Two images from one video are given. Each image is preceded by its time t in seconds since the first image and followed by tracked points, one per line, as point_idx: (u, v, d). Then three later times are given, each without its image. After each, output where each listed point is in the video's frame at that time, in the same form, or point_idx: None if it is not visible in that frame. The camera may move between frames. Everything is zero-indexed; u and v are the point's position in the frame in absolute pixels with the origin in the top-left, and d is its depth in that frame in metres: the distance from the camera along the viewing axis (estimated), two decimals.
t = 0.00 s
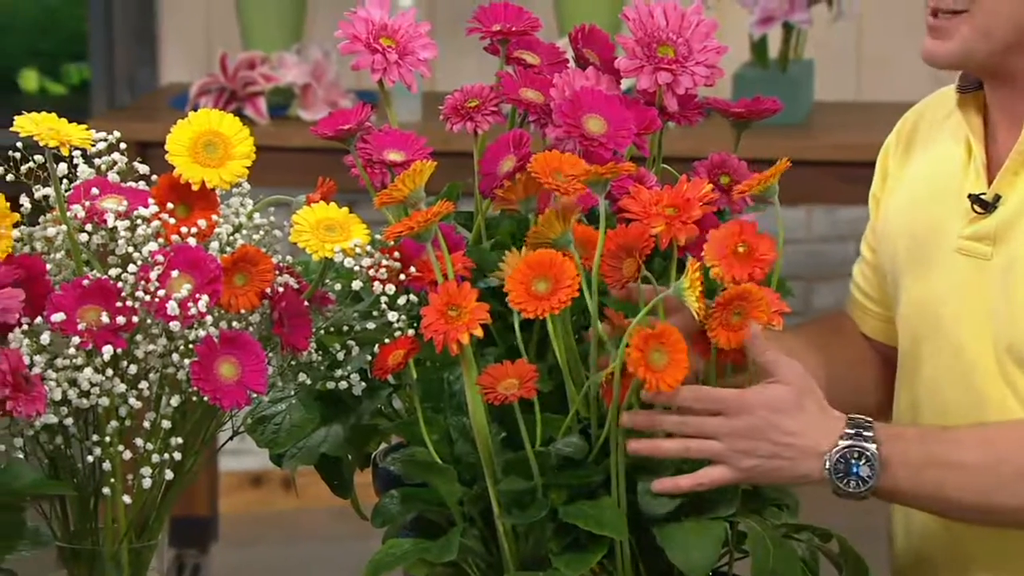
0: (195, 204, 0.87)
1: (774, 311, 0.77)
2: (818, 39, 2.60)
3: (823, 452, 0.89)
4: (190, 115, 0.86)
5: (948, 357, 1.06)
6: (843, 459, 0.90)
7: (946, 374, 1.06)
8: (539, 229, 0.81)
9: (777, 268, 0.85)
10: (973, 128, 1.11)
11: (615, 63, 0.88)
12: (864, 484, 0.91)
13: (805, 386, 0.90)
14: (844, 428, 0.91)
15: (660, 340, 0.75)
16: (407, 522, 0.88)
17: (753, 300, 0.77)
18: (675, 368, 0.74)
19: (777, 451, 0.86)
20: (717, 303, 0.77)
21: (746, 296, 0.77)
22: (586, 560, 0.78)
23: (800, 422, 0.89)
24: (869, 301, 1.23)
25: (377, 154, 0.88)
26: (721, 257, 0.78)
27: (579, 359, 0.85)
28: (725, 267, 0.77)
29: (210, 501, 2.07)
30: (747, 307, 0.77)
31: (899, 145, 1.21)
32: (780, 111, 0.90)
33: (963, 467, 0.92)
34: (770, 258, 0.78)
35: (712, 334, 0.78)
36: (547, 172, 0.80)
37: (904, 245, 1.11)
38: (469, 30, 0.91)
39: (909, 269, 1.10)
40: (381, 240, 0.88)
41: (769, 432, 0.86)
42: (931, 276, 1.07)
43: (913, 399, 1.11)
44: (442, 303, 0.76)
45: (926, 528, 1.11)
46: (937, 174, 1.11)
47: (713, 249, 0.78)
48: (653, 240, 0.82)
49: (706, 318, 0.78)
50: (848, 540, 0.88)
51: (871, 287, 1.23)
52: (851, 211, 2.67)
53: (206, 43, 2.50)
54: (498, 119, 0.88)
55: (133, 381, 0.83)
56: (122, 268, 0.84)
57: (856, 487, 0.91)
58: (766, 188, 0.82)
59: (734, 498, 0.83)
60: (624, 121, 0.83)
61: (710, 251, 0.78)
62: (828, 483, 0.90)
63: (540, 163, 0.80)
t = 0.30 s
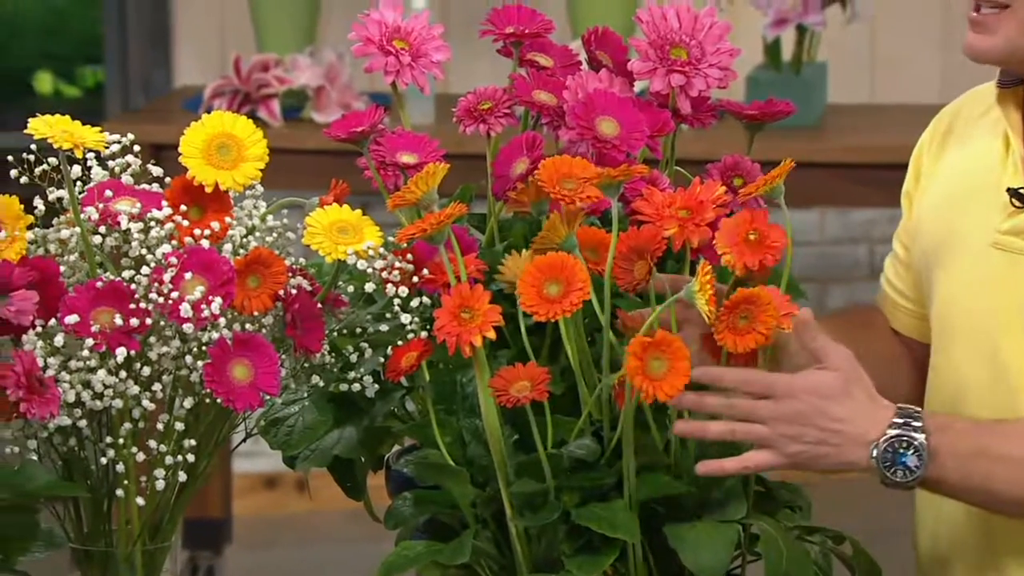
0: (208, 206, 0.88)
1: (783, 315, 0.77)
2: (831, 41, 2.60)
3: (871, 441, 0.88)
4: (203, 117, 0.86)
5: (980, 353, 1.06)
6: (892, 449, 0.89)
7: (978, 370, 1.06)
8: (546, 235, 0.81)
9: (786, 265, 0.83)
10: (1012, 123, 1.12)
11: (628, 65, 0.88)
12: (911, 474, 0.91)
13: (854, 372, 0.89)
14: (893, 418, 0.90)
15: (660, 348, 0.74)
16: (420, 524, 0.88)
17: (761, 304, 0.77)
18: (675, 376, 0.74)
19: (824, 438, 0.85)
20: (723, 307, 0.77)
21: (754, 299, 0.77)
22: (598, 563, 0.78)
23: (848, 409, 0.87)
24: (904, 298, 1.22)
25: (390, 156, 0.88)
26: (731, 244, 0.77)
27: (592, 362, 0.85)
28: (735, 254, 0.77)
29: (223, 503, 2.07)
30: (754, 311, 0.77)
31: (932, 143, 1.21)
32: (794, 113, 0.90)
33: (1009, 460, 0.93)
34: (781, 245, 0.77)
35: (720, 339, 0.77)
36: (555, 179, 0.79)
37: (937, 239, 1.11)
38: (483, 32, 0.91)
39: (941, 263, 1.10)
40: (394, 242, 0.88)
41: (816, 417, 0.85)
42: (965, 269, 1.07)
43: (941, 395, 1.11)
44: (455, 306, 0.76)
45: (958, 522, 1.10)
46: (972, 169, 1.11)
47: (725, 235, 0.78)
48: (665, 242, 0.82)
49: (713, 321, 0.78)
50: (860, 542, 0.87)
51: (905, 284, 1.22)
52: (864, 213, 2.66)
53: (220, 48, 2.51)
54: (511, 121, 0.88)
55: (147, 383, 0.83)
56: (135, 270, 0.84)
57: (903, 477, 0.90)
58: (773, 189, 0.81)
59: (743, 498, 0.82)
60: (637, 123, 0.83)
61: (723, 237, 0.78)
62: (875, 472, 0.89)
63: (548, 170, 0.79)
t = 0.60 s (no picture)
0: (221, 208, 0.87)
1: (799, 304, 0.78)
2: (844, 43, 2.60)
3: (922, 416, 0.88)
4: (216, 120, 0.86)
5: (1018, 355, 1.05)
6: (939, 427, 0.89)
7: (1015, 372, 1.05)
8: (558, 238, 0.81)
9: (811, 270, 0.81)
10: None
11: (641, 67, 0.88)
12: (954, 451, 0.91)
13: (909, 343, 0.87)
14: (943, 394, 0.89)
15: (676, 357, 0.74)
16: (432, 527, 0.88)
17: (778, 297, 0.78)
18: (690, 385, 0.74)
19: (870, 403, 0.85)
20: (743, 298, 0.78)
21: (774, 288, 0.77)
22: (611, 564, 0.78)
23: (900, 378, 0.86)
24: (942, 297, 1.21)
25: (403, 158, 0.88)
26: (756, 248, 0.76)
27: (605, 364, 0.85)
28: (761, 258, 0.76)
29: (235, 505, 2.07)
30: (775, 298, 0.78)
31: (977, 142, 1.20)
32: (806, 115, 0.90)
33: None
34: (808, 249, 0.76)
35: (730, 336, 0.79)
36: (572, 180, 0.79)
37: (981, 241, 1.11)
38: (495, 35, 0.91)
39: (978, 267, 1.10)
40: (406, 244, 0.88)
41: (864, 381, 0.84)
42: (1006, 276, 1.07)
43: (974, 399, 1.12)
44: (468, 308, 0.76)
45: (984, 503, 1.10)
46: (1013, 171, 1.11)
47: (750, 237, 0.76)
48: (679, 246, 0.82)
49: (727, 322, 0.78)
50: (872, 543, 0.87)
51: (941, 283, 1.21)
52: (878, 215, 2.65)
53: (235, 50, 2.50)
54: (524, 123, 0.88)
55: (159, 385, 0.83)
56: (149, 272, 0.85)
57: (945, 454, 0.91)
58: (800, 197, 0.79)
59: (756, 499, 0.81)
60: (650, 125, 0.83)
61: (748, 240, 0.76)
62: (920, 447, 0.90)
63: (565, 171, 0.80)
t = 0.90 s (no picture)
0: (235, 210, 0.88)
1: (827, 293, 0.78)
2: (859, 45, 2.59)
3: (972, 417, 0.93)
4: (230, 121, 0.86)
5: None
6: (987, 429, 0.94)
7: None
8: (574, 237, 0.82)
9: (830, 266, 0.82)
10: None
11: (655, 69, 0.88)
12: (1003, 455, 0.96)
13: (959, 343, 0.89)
14: (994, 396, 0.95)
15: (701, 354, 0.74)
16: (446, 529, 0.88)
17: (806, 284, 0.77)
18: (716, 383, 0.74)
19: (918, 401, 0.88)
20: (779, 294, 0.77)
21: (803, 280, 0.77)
22: (625, 566, 0.78)
23: (948, 376, 0.89)
24: (972, 301, 1.21)
25: (417, 160, 0.88)
26: (773, 249, 0.76)
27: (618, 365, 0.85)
28: (778, 259, 0.76)
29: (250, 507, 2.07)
30: (804, 291, 0.77)
31: (1015, 140, 1.19)
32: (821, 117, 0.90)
33: None
34: (826, 251, 0.76)
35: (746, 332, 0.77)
36: (590, 179, 0.80)
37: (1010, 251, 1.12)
38: (509, 37, 0.91)
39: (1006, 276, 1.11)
40: (421, 246, 0.88)
41: (914, 380, 0.87)
42: None
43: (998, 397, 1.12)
44: (481, 310, 0.76)
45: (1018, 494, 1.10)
46: None
47: (768, 241, 0.76)
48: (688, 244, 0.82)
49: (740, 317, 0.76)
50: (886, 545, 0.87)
51: (971, 285, 1.22)
52: (893, 217, 2.65)
53: (250, 54, 2.52)
54: (538, 125, 0.88)
55: (174, 386, 0.83)
56: (163, 274, 0.85)
57: (995, 456, 0.96)
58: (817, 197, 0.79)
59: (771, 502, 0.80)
60: (664, 127, 0.83)
61: (766, 244, 0.76)
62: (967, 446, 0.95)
63: (583, 171, 0.80)
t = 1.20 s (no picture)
0: (250, 211, 0.88)
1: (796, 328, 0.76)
2: (874, 46, 2.58)
3: None
4: (246, 123, 0.86)
5: None
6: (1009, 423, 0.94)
7: None
8: (586, 241, 0.82)
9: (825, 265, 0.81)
10: None
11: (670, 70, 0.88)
12: None
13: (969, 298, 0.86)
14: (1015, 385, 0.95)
15: (704, 355, 0.74)
16: (460, 530, 0.88)
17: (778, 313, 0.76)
18: (719, 385, 0.73)
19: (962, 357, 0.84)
20: (745, 315, 0.76)
21: (772, 312, 0.76)
22: (639, 568, 0.78)
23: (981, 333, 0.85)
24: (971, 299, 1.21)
25: (432, 162, 0.89)
26: (765, 243, 0.75)
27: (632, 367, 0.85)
28: (770, 252, 0.75)
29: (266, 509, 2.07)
30: (772, 323, 0.76)
31: (1017, 142, 1.18)
32: (835, 119, 0.89)
33: None
34: (817, 242, 0.75)
35: (738, 348, 0.76)
36: (596, 184, 0.79)
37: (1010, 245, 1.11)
38: (524, 39, 0.91)
39: (1006, 271, 1.10)
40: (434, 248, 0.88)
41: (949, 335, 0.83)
42: None
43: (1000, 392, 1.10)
44: (496, 311, 0.76)
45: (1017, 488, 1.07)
46: None
47: (759, 235, 0.76)
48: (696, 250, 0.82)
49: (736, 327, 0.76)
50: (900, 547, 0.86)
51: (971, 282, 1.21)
52: (909, 219, 2.64)
53: (265, 52, 2.53)
54: (552, 127, 0.88)
55: (189, 388, 0.83)
56: (178, 276, 0.85)
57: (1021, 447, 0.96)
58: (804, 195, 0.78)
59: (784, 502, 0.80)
60: (679, 129, 0.83)
61: (756, 238, 0.76)
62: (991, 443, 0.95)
63: (588, 175, 0.80)
